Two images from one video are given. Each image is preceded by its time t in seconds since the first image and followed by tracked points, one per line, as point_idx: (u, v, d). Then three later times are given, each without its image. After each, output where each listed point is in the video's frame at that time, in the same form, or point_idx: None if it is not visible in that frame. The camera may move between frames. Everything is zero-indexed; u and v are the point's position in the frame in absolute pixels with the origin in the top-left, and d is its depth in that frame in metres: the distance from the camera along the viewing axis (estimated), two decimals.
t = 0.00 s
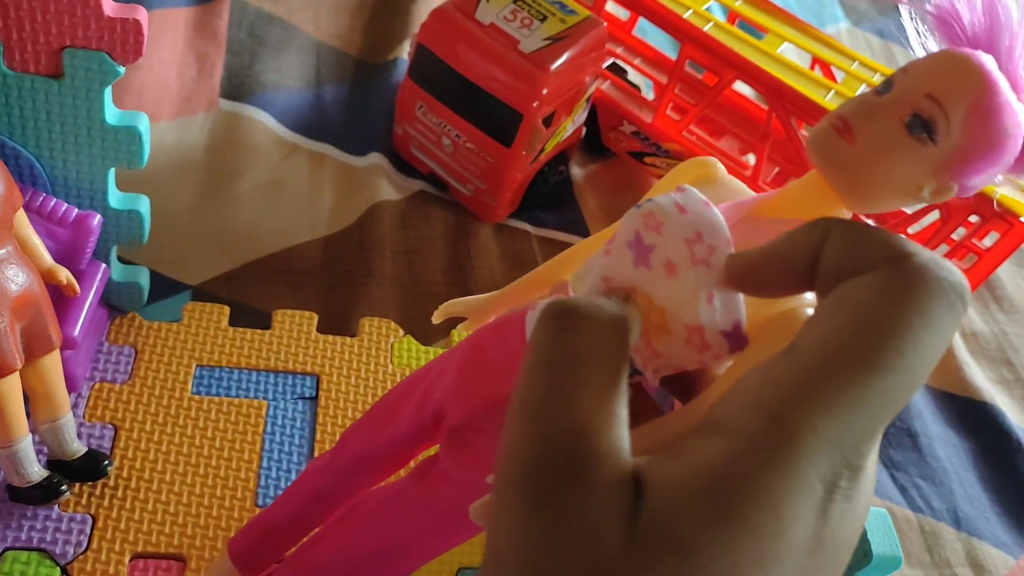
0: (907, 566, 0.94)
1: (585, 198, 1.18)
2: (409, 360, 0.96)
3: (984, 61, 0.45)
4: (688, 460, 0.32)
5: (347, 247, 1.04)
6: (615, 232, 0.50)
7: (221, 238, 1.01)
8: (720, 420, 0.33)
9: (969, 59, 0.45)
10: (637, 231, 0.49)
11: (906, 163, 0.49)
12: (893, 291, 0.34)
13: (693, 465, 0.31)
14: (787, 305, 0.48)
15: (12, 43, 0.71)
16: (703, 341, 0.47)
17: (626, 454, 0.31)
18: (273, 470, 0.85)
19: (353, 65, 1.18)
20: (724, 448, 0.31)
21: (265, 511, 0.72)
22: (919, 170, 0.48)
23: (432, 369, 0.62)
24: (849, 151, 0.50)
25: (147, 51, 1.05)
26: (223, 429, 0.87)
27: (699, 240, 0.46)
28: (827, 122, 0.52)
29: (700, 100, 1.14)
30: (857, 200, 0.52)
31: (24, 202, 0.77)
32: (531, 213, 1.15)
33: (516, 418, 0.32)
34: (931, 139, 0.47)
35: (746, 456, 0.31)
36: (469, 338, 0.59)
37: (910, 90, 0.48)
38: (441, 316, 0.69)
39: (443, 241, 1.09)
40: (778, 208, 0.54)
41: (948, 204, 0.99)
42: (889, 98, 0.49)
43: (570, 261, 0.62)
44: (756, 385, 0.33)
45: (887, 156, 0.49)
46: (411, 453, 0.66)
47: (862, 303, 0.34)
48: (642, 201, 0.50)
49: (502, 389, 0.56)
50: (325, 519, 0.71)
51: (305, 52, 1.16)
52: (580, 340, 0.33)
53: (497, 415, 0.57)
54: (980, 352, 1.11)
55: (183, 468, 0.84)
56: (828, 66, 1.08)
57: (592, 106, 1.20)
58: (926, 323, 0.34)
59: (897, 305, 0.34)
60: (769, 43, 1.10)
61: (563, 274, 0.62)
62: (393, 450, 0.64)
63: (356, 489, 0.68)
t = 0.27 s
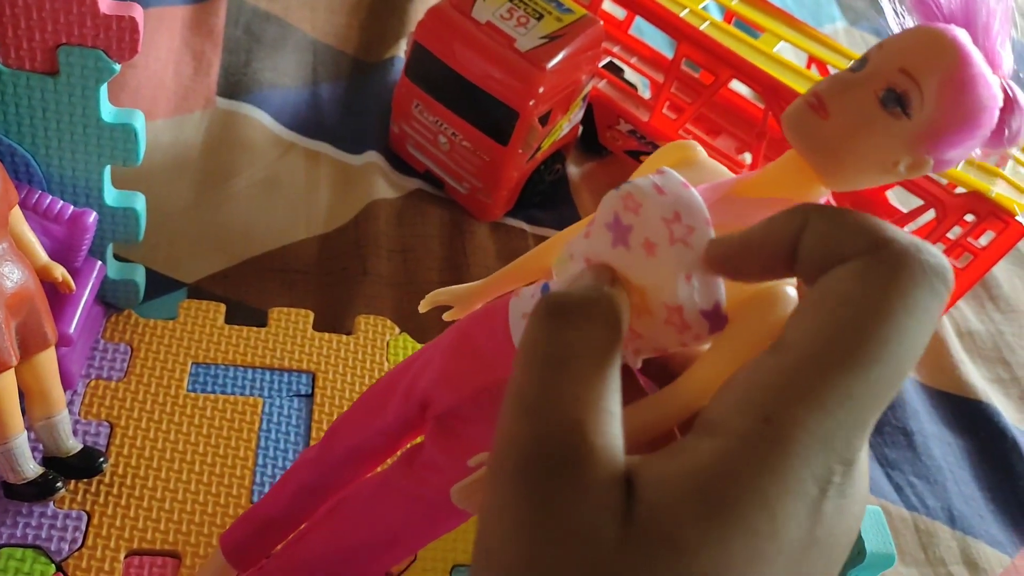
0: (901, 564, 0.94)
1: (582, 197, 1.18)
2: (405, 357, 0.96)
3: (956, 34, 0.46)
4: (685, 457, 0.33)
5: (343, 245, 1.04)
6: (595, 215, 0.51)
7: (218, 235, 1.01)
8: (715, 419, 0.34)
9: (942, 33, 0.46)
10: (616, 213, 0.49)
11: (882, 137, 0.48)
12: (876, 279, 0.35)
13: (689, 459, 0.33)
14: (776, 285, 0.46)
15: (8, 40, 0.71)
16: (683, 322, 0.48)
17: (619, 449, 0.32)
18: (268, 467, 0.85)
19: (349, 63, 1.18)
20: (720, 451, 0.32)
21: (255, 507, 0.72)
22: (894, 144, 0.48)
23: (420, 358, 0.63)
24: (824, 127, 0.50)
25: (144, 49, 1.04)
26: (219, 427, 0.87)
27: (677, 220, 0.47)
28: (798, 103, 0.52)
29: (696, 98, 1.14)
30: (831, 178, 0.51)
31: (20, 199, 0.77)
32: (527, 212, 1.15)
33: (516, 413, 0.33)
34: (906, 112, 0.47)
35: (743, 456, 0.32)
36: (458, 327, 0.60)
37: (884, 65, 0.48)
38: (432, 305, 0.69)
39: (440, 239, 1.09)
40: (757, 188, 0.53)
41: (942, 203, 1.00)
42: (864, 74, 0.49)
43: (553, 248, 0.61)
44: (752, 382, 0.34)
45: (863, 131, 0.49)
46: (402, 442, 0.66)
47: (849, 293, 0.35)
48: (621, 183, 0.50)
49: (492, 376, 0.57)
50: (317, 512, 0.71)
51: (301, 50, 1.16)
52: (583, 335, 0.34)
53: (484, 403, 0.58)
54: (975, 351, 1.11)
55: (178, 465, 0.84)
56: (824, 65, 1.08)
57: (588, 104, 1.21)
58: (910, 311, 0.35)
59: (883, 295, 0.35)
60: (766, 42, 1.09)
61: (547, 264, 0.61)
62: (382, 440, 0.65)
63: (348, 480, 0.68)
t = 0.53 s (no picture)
0: (902, 563, 0.94)
1: (582, 195, 1.18)
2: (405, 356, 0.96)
3: (953, 29, 0.46)
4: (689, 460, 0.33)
5: (343, 244, 1.04)
6: (590, 211, 0.50)
7: (218, 234, 1.00)
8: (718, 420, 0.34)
9: (940, 28, 0.46)
10: (612, 209, 0.49)
11: (879, 132, 0.48)
12: (871, 272, 0.35)
13: (688, 465, 0.32)
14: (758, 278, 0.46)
15: (8, 38, 0.71)
16: (680, 317, 0.48)
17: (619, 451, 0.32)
18: (268, 465, 0.85)
19: (349, 62, 1.18)
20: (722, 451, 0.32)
21: (253, 505, 0.72)
22: (892, 138, 0.48)
23: (417, 355, 0.63)
24: (820, 122, 0.50)
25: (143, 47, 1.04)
26: (219, 426, 0.87)
27: (673, 216, 0.47)
28: (794, 98, 0.52)
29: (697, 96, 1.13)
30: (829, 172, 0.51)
31: (20, 197, 0.77)
32: (527, 210, 1.15)
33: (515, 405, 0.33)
34: (902, 106, 0.47)
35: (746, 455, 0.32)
36: (456, 325, 0.60)
37: (882, 60, 0.48)
38: (429, 302, 0.68)
39: (440, 238, 1.09)
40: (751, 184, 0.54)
41: (944, 202, 1.00)
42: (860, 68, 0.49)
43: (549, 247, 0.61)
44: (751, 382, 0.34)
45: (859, 125, 0.49)
46: (398, 441, 0.66)
47: (843, 287, 0.35)
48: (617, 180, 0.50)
49: (489, 371, 0.57)
50: (315, 510, 0.70)
51: (301, 49, 1.16)
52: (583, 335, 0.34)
53: (480, 399, 0.58)
54: (976, 350, 1.11)
55: (179, 464, 0.84)
56: (824, 63, 1.08)
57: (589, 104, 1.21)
58: (903, 301, 0.35)
59: (878, 289, 0.35)
60: (766, 40, 1.09)
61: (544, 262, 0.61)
62: (379, 437, 0.65)
63: (344, 479, 0.68)
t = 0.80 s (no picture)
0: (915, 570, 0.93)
1: (591, 198, 1.16)
2: (415, 361, 0.95)
3: (973, 35, 0.45)
4: (735, 486, 0.33)
5: (351, 248, 1.03)
6: (607, 219, 0.51)
7: (226, 238, 1.00)
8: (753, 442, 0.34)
9: (959, 35, 0.45)
10: (628, 216, 0.49)
11: (897, 139, 0.48)
12: (882, 274, 0.35)
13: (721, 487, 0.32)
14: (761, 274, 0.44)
15: (18, 42, 0.70)
16: (697, 326, 0.47)
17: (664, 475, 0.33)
18: (279, 472, 0.85)
19: (357, 63, 1.17)
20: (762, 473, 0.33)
21: (268, 512, 0.71)
22: (911, 146, 0.47)
23: (433, 363, 0.63)
24: (838, 129, 0.49)
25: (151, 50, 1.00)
26: (229, 432, 0.86)
27: (690, 224, 0.47)
28: (813, 105, 0.51)
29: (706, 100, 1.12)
30: (847, 181, 0.51)
31: (30, 202, 0.76)
32: (536, 213, 1.14)
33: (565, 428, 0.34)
34: (921, 114, 0.47)
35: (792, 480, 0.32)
36: (473, 333, 0.60)
37: (901, 67, 0.47)
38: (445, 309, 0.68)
39: (449, 241, 1.08)
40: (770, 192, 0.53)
41: (955, 205, 0.99)
42: (878, 75, 0.49)
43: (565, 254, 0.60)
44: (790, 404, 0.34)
45: (878, 132, 0.48)
46: (413, 449, 0.66)
47: (855, 294, 0.35)
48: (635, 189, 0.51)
49: (505, 379, 0.57)
50: (328, 519, 0.70)
51: (309, 49, 1.14)
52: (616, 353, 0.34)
53: (496, 407, 0.57)
54: (986, 354, 1.11)
55: (189, 471, 0.83)
56: (835, 65, 1.07)
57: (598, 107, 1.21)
58: (920, 301, 0.34)
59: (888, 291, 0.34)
60: (776, 42, 1.09)
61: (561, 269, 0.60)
62: (394, 445, 0.64)
63: (359, 488, 0.68)
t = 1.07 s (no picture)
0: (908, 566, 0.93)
1: (585, 195, 1.17)
2: (409, 357, 0.95)
3: (967, 34, 0.45)
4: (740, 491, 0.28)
5: (345, 244, 1.03)
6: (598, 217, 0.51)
7: (221, 233, 1.00)
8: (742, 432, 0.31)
9: (952, 33, 0.46)
10: (618, 214, 0.49)
11: (890, 138, 0.48)
12: (850, 266, 0.31)
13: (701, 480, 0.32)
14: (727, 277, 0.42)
15: (12, 38, 0.70)
16: (678, 324, 0.48)
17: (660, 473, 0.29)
18: (271, 467, 0.85)
19: (352, 60, 1.17)
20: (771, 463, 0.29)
21: (261, 507, 0.71)
22: (904, 145, 0.48)
23: (425, 360, 0.63)
24: (830, 127, 0.50)
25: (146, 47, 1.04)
26: (222, 427, 0.86)
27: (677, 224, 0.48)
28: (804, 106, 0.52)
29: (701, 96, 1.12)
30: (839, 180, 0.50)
31: (23, 197, 0.76)
32: (530, 209, 1.14)
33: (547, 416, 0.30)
34: (913, 113, 0.47)
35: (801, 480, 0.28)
36: (465, 329, 0.60)
37: (894, 66, 0.48)
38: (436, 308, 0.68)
39: (443, 238, 1.08)
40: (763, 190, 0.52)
41: (949, 203, 1.00)
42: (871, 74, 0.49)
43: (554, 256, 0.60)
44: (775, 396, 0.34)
45: (870, 130, 0.48)
46: (406, 444, 0.66)
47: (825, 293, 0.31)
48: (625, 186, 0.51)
49: (494, 375, 0.57)
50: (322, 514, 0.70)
51: (304, 47, 1.15)
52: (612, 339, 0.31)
53: (486, 402, 0.57)
54: (979, 350, 1.11)
55: (182, 465, 0.83)
56: (830, 62, 1.07)
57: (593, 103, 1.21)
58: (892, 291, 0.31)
59: (859, 283, 0.31)
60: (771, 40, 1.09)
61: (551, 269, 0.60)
62: (386, 442, 0.64)
63: (352, 484, 0.68)
